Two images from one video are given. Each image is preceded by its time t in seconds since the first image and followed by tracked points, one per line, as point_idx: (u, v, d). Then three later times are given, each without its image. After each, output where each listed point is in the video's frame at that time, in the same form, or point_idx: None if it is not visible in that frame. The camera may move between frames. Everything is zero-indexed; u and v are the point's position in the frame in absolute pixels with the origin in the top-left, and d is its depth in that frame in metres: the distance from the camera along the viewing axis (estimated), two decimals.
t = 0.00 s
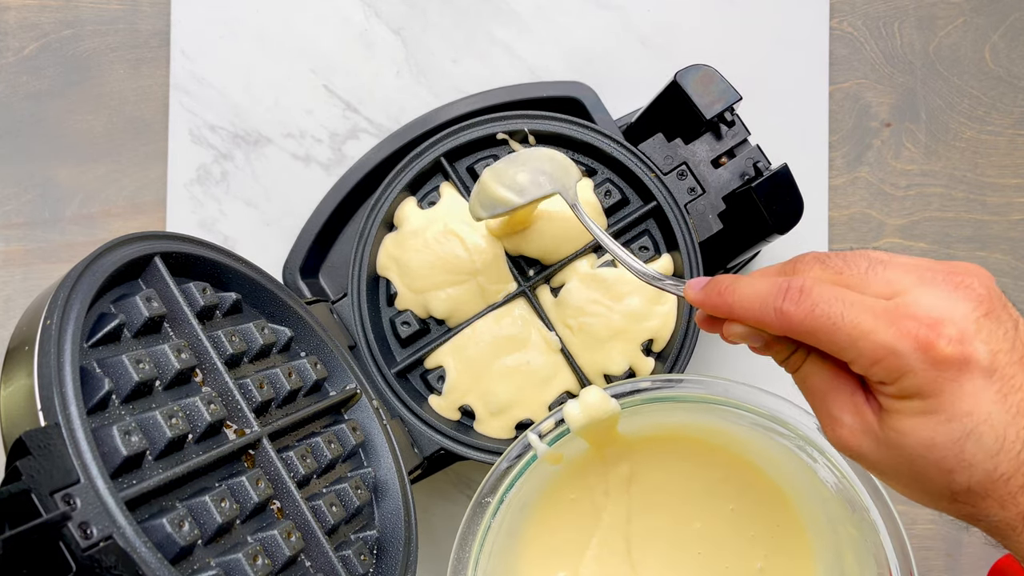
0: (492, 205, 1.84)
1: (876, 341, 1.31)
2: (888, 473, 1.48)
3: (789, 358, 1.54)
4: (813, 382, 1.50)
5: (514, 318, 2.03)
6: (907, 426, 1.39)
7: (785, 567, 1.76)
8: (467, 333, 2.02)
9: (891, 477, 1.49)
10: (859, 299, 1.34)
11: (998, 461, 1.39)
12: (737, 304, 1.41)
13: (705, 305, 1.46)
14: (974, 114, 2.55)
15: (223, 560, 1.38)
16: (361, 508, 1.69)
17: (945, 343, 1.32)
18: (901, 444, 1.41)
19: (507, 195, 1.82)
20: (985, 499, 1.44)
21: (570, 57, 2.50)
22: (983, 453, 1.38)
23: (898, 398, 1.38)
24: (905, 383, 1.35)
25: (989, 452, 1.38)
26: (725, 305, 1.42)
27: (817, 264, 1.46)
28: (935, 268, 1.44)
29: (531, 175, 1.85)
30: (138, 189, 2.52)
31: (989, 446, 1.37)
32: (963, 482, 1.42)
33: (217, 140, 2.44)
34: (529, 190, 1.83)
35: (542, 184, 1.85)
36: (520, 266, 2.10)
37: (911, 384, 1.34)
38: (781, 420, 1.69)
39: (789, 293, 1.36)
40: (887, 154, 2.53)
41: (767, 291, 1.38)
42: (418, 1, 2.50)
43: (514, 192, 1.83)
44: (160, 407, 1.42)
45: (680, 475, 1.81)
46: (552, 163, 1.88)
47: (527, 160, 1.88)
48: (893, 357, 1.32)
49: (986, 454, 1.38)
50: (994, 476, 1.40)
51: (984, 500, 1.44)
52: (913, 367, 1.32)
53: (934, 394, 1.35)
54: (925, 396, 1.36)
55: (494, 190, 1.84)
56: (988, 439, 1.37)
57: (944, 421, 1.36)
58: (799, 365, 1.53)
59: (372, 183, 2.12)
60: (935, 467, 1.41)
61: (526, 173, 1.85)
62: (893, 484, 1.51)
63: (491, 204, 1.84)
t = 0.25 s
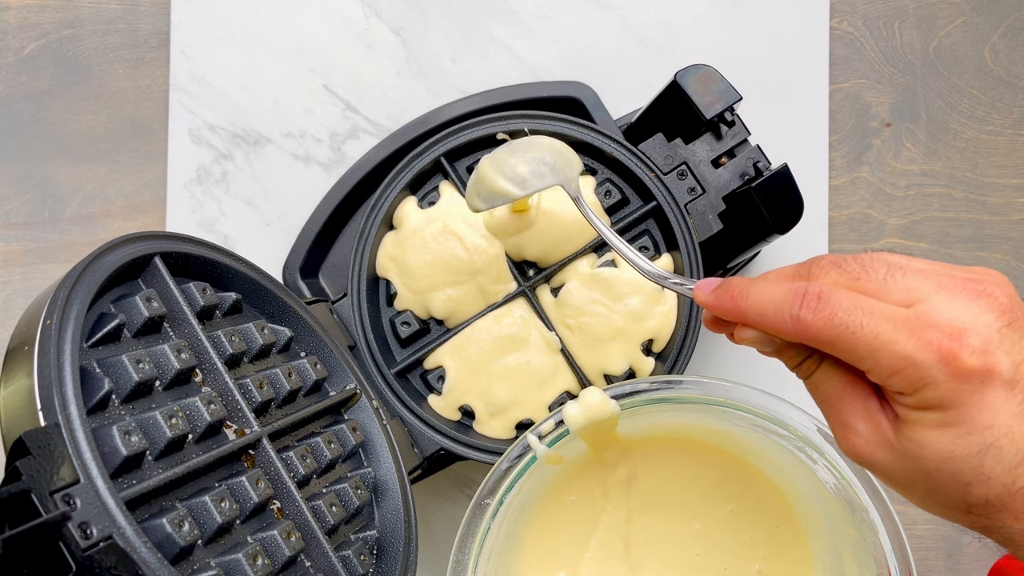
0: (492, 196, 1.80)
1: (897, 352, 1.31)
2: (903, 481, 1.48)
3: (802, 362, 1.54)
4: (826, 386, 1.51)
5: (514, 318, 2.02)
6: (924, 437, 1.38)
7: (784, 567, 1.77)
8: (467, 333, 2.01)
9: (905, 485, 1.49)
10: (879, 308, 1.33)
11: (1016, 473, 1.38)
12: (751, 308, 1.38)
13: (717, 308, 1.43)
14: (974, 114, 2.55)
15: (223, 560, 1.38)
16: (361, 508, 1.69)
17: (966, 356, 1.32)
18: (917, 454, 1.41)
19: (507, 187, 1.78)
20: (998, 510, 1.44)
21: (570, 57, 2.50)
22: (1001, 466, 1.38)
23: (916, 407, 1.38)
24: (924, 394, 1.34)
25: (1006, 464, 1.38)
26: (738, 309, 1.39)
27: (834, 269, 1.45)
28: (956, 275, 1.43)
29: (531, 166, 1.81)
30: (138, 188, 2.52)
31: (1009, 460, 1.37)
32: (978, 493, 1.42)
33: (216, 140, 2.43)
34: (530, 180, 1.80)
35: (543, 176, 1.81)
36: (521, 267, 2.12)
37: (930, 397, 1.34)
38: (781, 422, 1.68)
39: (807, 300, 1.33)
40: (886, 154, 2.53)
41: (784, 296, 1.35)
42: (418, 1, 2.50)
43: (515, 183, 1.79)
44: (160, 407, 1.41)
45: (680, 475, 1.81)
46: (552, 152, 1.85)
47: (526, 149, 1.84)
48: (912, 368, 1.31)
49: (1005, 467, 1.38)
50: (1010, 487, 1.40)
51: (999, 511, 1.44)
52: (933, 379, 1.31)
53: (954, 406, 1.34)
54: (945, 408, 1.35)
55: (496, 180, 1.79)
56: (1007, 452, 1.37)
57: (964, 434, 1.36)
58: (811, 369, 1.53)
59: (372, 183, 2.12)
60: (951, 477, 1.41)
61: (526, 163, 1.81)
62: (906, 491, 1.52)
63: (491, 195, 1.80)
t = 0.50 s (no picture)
0: (490, 194, 1.82)
1: (901, 352, 1.30)
2: (905, 482, 1.48)
3: (804, 363, 1.53)
4: (829, 386, 1.51)
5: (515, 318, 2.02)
6: (928, 439, 1.39)
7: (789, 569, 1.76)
8: (467, 333, 2.01)
9: (906, 486, 1.50)
10: (882, 309, 1.33)
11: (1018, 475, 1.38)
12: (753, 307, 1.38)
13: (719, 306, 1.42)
14: (973, 114, 2.55)
15: (223, 560, 1.38)
16: (361, 508, 1.69)
17: (970, 357, 1.32)
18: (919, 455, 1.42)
19: (506, 185, 1.80)
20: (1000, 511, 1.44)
21: (570, 57, 2.50)
22: (1004, 467, 1.38)
23: (919, 408, 1.38)
24: (928, 396, 1.34)
25: (1010, 466, 1.37)
26: (741, 309, 1.39)
27: (838, 269, 1.43)
28: (960, 276, 1.43)
29: (533, 162, 1.82)
30: (138, 188, 2.52)
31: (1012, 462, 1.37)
32: (981, 494, 1.42)
33: (216, 140, 2.43)
34: (530, 177, 1.80)
35: (544, 172, 1.81)
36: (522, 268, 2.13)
37: (935, 398, 1.34)
38: (785, 424, 1.68)
39: (810, 299, 1.33)
40: (886, 154, 2.53)
41: (786, 295, 1.35)
42: (418, 1, 2.50)
43: (515, 181, 1.80)
44: (160, 407, 1.41)
45: (684, 477, 1.81)
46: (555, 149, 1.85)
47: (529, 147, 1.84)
48: (916, 369, 1.31)
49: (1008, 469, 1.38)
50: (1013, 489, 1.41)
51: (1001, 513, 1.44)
52: (938, 380, 1.31)
53: (958, 408, 1.34)
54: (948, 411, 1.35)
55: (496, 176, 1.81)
56: (1011, 453, 1.37)
57: (967, 435, 1.36)
58: (814, 370, 1.53)
59: (372, 183, 2.12)
60: (953, 478, 1.41)
61: (527, 161, 1.82)
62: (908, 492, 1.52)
63: (489, 193, 1.82)
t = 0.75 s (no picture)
0: (500, 163, 1.74)
1: (893, 277, 1.35)
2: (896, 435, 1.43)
3: (801, 315, 1.44)
4: (824, 344, 1.42)
5: (515, 317, 2.02)
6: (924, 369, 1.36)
7: (790, 568, 1.76)
8: (467, 333, 2.01)
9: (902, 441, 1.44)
10: (875, 240, 1.38)
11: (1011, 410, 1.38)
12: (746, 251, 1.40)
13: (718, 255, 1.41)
14: (974, 114, 2.55)
15: (223, 560, 1.38)
16: (361, 508, 1.69)
17: (959, 283, 1.36)
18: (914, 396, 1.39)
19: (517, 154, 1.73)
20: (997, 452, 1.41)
21: (570, 57, 2.50)
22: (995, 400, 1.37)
23: (915, 342, 1.37)
24: (924, 322, 1.35)
25: (1004, 397, 1.37)
26: (741, 254, 1.40)
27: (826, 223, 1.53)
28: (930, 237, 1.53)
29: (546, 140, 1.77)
30: (138, 188, 2.52)
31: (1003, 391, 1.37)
32: (975, 431, 1.38)
33: (216, 140, 2.43)
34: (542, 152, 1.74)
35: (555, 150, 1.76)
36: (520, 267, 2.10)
37: (929, 323, 1.35)
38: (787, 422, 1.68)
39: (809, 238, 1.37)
40: (886, 154, 2.53)
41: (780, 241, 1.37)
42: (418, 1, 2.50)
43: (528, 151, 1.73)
44: (160, 407, 1.41)
45: (686, 476, 1.80)
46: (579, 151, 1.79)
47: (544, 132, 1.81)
48: (910, 291, 1.35)
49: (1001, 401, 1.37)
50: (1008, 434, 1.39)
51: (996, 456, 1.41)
52: (932, 304, 1.34)
53: (952, 334, 1.36)
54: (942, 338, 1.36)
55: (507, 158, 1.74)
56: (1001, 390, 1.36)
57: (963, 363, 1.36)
58: (811, 322, 1.43)
59: (372, 183, 2.12)
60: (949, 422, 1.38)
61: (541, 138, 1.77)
62: (900, 453, 1.48)
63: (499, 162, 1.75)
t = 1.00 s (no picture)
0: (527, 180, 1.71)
1: (947, 211, 1.83)
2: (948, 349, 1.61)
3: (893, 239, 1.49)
4: (901, 257, 1.49)
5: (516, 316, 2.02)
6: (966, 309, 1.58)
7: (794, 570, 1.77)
8: (467, 333, 2.01)
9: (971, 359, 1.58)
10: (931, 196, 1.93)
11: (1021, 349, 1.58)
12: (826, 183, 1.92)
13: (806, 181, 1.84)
14: (974, 114, 2.55)
15: (223, 560, 1.38)
16: (361, 508, 1.69)
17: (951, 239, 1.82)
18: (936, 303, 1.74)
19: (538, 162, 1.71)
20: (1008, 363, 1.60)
21: (571, 57, 2.50)
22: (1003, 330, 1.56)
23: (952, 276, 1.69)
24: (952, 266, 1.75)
25: None
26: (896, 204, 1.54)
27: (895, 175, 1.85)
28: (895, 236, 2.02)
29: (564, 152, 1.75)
30: (138, 188, 2.52)
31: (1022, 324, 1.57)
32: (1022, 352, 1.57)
33: (216, 140, 2.43)
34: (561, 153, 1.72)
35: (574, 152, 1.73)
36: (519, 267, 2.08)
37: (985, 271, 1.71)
38: (791, 424, 1.68)
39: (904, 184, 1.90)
40: (886, 154, 2.53)
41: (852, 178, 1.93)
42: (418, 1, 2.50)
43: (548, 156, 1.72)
44: (160, 407, 1.41)
45: (689, 478, 1.81)
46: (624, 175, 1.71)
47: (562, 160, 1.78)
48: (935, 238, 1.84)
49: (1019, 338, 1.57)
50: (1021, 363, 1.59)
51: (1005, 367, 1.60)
52: (946, 239, 1.82)
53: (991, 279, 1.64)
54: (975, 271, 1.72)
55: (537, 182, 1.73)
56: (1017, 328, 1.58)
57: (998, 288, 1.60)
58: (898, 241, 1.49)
59: (372, 183, 2.12)
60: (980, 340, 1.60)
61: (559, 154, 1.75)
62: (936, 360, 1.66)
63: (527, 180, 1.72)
